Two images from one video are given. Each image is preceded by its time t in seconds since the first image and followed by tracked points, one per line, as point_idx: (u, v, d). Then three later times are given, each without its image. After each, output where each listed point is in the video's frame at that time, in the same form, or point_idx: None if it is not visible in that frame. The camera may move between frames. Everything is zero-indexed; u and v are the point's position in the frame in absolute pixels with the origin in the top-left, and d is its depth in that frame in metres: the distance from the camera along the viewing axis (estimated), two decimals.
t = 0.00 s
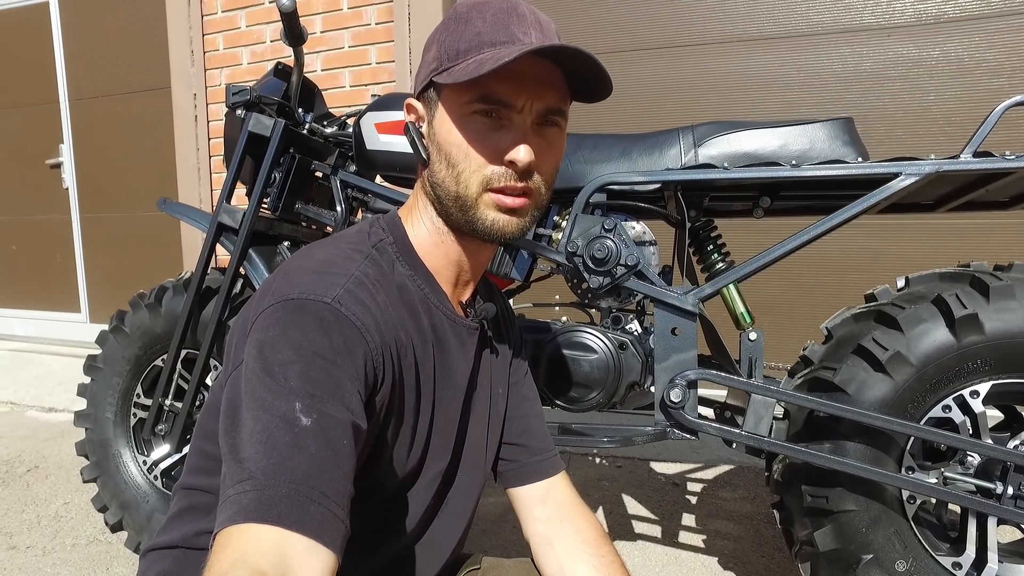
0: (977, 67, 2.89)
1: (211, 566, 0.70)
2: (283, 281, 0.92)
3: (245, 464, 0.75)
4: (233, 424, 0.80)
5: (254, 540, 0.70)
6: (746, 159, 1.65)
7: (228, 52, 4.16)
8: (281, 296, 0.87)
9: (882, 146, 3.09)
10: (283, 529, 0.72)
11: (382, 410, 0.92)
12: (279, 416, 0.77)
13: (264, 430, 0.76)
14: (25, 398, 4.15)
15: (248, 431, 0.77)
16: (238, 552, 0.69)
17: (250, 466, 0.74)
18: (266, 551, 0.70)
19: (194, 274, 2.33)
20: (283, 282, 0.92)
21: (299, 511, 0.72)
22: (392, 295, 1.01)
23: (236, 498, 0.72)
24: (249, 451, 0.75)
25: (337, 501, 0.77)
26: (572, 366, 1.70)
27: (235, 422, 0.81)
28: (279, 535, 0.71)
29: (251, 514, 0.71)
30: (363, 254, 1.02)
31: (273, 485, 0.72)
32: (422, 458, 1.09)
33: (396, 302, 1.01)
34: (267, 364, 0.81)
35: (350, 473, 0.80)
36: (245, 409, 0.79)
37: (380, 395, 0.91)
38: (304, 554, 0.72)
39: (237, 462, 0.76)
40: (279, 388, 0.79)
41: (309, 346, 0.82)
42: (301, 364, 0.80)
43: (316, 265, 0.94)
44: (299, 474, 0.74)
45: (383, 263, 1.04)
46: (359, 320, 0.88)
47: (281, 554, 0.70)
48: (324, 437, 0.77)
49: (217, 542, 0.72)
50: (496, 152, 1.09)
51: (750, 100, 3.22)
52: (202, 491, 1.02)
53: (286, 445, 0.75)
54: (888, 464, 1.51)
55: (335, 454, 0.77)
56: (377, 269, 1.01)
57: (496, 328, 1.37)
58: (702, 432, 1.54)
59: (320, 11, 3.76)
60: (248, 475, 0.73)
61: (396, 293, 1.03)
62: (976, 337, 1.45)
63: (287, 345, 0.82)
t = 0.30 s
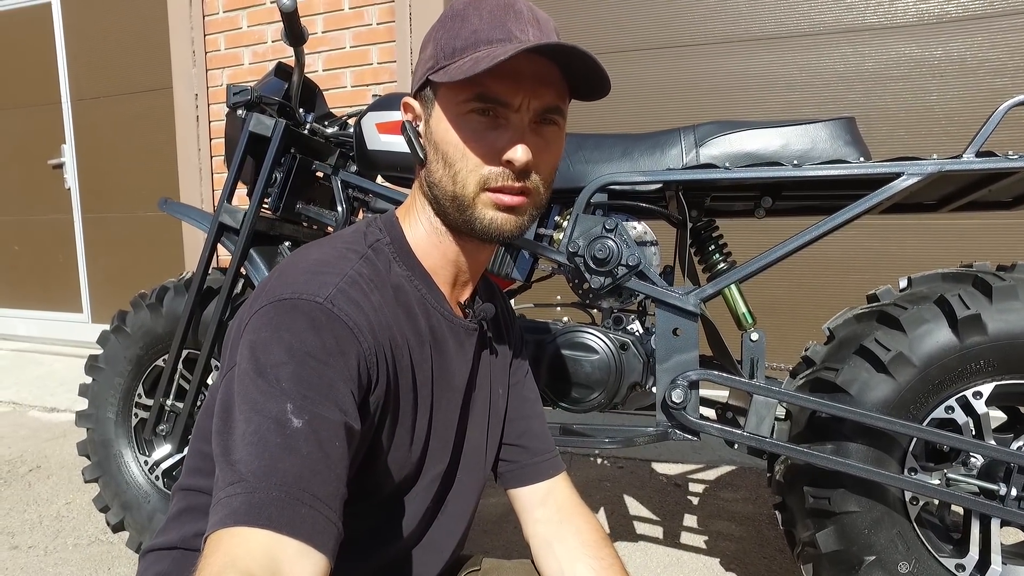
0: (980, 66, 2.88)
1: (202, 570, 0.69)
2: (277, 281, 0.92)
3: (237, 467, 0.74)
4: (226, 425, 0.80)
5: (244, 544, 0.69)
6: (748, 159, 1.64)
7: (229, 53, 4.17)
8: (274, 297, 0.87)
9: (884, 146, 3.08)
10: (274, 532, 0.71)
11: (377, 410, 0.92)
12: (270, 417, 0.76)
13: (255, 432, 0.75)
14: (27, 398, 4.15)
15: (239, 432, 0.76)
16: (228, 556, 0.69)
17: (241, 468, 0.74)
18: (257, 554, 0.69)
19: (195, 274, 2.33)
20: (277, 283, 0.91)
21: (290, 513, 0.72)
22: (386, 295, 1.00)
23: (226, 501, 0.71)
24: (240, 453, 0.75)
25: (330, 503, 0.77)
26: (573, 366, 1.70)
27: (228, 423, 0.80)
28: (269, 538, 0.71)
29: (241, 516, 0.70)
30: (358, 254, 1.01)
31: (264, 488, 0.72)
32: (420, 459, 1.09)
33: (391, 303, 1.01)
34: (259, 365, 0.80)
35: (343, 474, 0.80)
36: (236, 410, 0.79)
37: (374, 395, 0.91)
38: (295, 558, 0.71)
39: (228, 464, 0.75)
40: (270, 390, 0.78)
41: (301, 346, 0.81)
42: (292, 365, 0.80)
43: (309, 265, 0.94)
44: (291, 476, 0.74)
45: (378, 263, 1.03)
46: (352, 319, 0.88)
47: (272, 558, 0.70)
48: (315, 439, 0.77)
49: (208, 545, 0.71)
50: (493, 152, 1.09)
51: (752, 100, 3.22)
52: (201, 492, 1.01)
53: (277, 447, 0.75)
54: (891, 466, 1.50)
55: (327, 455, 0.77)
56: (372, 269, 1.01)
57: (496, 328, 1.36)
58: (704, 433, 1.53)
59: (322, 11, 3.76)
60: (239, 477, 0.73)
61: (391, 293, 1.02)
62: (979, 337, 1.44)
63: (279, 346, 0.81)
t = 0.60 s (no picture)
0: (984, 67, 2.88)
1: (212, 568, 0.69)
2: (282, 280, 0.92)
3: (245, 465, 0.74)
4: (233, 424, 0.80)
5: (253, 542, 0.70)
6: (754, 159, 1.65)
7: (234, 53, 4.18)
8: (280, 296, 0.87)
9: (888, 146, 3.09)
10: (283, 530, 0.71)
11: (382, 409, 0.92)
12: (277, 416, 0.77)
13: (262, 431, 0.76)
14: (31, 398, 4.15)
15: (247, 431, 0.77)
16: (237, 554, 0.69)
17: (249, 466, 0.74)
18: (266, 552, 0.69)
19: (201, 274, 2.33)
20: (282, 282, 0.91)
21: (298, 511, 0.72)
22: (391, 294, 1.01)
23: (235, 498, 0.71)
24: (248, 452, 0.75)
25: (337, 501, 0.77)
26: (579, 366, 1.71)
27: (234, 422, 0.80)
28: (278, 536, 0.71)
29: (250, 514, 0.70)
30: (363, 253, 1.02)
31: (272, 486, 0.72)
32: (426, 458, 1.09)
33: (396, 302, 1.01)
34: (266, 364, 0.81)
35: (350, 472, 0.80)
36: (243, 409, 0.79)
37: (379, 394, 0.91)
38: (304, 556, 0.72)
39: (236, 462, 0.75)
40: (277, 388, 0.78)
41: (307, 344, 0.82)
42: (298, 363, 0.80)
43: (314, 265, 0.94)
44: (298, 473, 0.74)
45: (383, 262, 1.04)
46: (357, 318, 0.88)
47: (281, 555, 0.70)
48: (322, 437, 0.77)
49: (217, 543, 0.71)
50: (497, 150, 1.09)
51: (756, 101, 3.22)
52: (206, 492, 1.01)
53: (284, 445, 0.75)
54: (897, 465, 1.50)
55: (334, 454, 0.77)
56: (376, 269, 1.01)
57: (500, 328, 1.37)
58: (710, 433, 1.54)
59: (326, 12, 3.77)
60: (247, 475, 0.73)
61: (396, 292, 1.03)
62: (985, 337, 1.45)
63: (285, 344, 0.81)
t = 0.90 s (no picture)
0: (987, 66, 2.88)
1: (211, 568, 0.69)
2: (282, 280, 0.92)
3: (243, 466, 0.74)
4: (232, 425, 0.80)
5: (251, 542, 0.70)
6: (756, 159, 1.65)
7: (236, 53, 4.18)
8: (279, 296, 0.87)
9: (890, 146, 3.08)
10: (281, 531, 0.71)
11: (381, 409, 0.92)
12: (275, 416, 0.76)
13: (261, 431, 0.75)
14: (33, 398, 4.16)
15: (245, 432, 0.76)
16: (236, 555, 0.68)
17: (248, 467, 0.74)
18: (265, 552, 0.69)
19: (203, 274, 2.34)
20: (281, 282, 0.91)
21: (297, 512, 0.72)
22: (390, 294, 1.01)
23: (233, 499, 0.71)
24: (246, 453, 0.75)
25: (336, 501, 0.77)
26: (581, 366, 1.71)
27: (233, 423, 0.80)
28: (276, 537, 0.71)
29: (248, 515, 0.70)
30: (362, 253, 1.02)
31: (271, 486, 0.72)
32: (425, 458, 1.09)
33: (395, 302, 1.01)
34: (264, 364, 0.80)
35: (349, 472, 0.80)
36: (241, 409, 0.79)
37: (379, 393, 0.91)
38: (303, 555, 0.72)
39: (235, 462, 0.75)
40: (275, 388, 0.78)
41: (306, 345, 0.82)
42: (296, 364, 0.80)
43: (313, 265, 0.94)
44: (297, 473, 0.74)
45: (382, 263, 1.04)
46: (355, 318, 0.88)
47: (280, 556, 0.70)
48: (321, 437, 0.77)
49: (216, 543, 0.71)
50: (497, 150, 1.09)
51: (758, 101, 3.22)
52: (206, 493, 1.01)
53: (283, 445, 0.75)
54: (900, 466, 1.50)
55: (333, 455, 0.77)
56: (376, 269, 1.01)
57: (500, 328, 1.37)
58: (712, 433, 1.54)
59: (328, 12, 3.77)
60: (246, 476, 0.73)
61: (395, 293, 1.03)
62: (988, 337, 1.44)
63: (284, 345, 0.81)
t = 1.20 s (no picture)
0: (990, 67, 2.88)
1: (212, 570, 0.69)
2: (279, 281, 0.92)
3: (244, 468, 0.74)
4: (231, 427, 0.80)
5: (253, 544, 0.70)
6: (760, 160, 1.64)
7: (239, 54, 4.19)
8: (277, 297, 0.87)
9: (893, 146, 3.08)
10: (283, 532, 0.71)
11: (381, 408, 0.92)
12: (275, 417, 0.76)
13: (262, 433, 0.75)
14: (36, 398, 4.17)
15: (245, 433, 0.76)
16: (238, 556, 0.68)
17: (248, 469, 0.74)
18: (268, 553, 0.69)
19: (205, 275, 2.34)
20: (279, 284, 0.91)
21: (298, 512, 0.72)
22: (388, 295, 1.01)
23: (234, 501, 0.71)
24: (247, 454, 0.75)
25: (337, 501, 0.77)
26: (584, 366, 1.71)
27: (233, 424, 0.80)
28: (278, 538, 0.71)
29: (250, 516, 0.70)
30: (360, 254, 1.02)
31: (272, 487, 0.72)
32: (425, 458, 1.09)
33: (392, 302, 1.01)
34: (263, 366, 0.80)
35: (350, 472, 0.80)
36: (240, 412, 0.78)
37: (378, 393, 0.91)
38: (304, 556, 0.71)
39: (236, 464, 0.75)
40: (275, 390, 0.79)
41: (304, 346, 0.82)
42: (295, 365, 0.80)
43: (310, 266, 0.94)
44: (298, 474, 0.74)
45: (381, 263, 1.04)
46: (354, 319, 0.88)
47: (282, 557, 0.70)
48: (322, 438, 0.77)
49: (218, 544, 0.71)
50: (493, 148, 1.09)
51: (760, 101, 3.22)
52: (205, 495, 1.00)
53: (283, 446, 0.75)
54: (903, 467, 1.50)
55: (333, 455, 0.77)
56: (374, 269, 1.01)
57: (497, 328, 1.36)
58: (714, 434, 1.54)
59: (331, 13, 3.78)
60: (247, 478, 0.73)
61: (394, 294, 1.02)
62: (992, 339, 1.44)
63: (283, 346, 0.81)
